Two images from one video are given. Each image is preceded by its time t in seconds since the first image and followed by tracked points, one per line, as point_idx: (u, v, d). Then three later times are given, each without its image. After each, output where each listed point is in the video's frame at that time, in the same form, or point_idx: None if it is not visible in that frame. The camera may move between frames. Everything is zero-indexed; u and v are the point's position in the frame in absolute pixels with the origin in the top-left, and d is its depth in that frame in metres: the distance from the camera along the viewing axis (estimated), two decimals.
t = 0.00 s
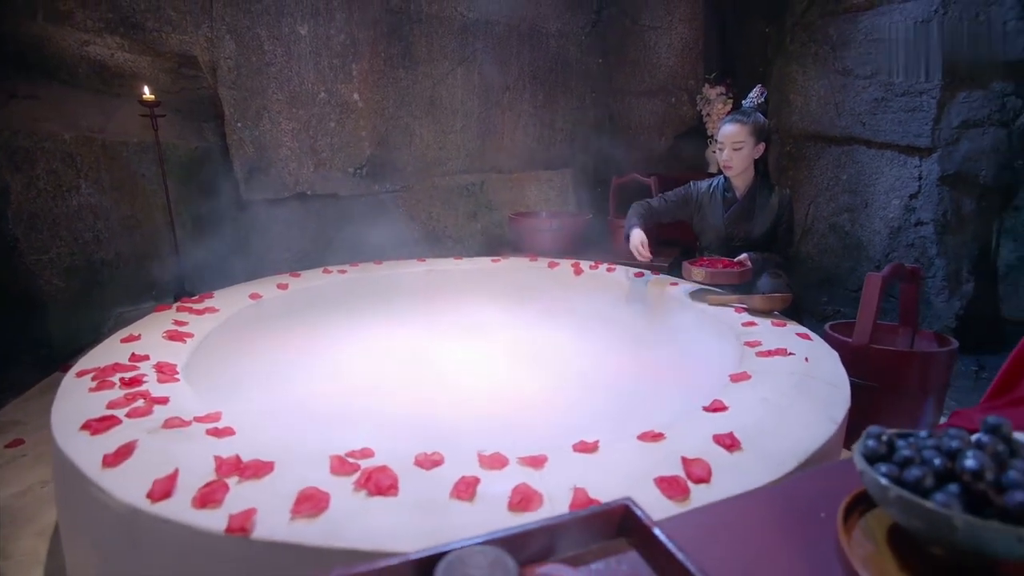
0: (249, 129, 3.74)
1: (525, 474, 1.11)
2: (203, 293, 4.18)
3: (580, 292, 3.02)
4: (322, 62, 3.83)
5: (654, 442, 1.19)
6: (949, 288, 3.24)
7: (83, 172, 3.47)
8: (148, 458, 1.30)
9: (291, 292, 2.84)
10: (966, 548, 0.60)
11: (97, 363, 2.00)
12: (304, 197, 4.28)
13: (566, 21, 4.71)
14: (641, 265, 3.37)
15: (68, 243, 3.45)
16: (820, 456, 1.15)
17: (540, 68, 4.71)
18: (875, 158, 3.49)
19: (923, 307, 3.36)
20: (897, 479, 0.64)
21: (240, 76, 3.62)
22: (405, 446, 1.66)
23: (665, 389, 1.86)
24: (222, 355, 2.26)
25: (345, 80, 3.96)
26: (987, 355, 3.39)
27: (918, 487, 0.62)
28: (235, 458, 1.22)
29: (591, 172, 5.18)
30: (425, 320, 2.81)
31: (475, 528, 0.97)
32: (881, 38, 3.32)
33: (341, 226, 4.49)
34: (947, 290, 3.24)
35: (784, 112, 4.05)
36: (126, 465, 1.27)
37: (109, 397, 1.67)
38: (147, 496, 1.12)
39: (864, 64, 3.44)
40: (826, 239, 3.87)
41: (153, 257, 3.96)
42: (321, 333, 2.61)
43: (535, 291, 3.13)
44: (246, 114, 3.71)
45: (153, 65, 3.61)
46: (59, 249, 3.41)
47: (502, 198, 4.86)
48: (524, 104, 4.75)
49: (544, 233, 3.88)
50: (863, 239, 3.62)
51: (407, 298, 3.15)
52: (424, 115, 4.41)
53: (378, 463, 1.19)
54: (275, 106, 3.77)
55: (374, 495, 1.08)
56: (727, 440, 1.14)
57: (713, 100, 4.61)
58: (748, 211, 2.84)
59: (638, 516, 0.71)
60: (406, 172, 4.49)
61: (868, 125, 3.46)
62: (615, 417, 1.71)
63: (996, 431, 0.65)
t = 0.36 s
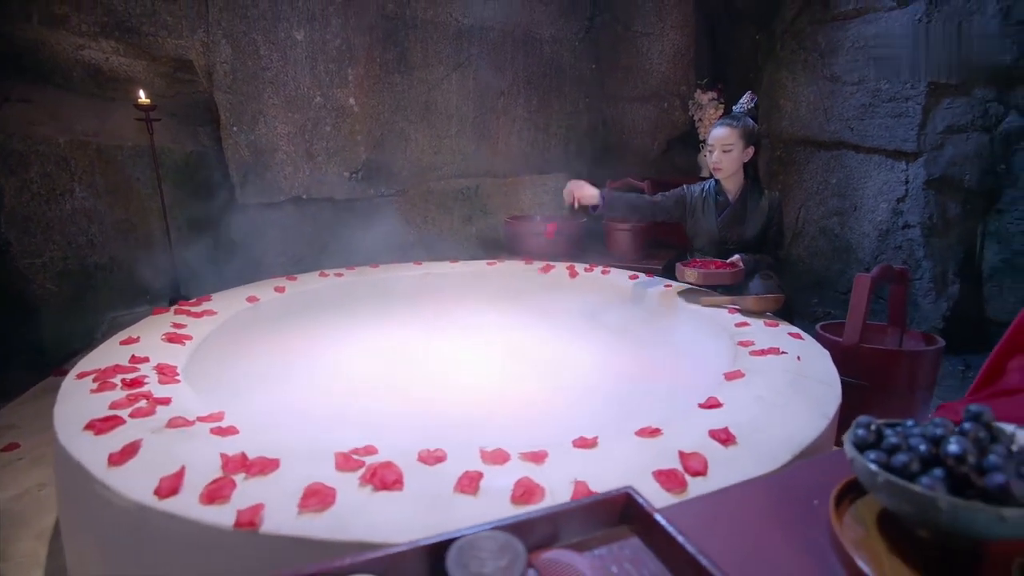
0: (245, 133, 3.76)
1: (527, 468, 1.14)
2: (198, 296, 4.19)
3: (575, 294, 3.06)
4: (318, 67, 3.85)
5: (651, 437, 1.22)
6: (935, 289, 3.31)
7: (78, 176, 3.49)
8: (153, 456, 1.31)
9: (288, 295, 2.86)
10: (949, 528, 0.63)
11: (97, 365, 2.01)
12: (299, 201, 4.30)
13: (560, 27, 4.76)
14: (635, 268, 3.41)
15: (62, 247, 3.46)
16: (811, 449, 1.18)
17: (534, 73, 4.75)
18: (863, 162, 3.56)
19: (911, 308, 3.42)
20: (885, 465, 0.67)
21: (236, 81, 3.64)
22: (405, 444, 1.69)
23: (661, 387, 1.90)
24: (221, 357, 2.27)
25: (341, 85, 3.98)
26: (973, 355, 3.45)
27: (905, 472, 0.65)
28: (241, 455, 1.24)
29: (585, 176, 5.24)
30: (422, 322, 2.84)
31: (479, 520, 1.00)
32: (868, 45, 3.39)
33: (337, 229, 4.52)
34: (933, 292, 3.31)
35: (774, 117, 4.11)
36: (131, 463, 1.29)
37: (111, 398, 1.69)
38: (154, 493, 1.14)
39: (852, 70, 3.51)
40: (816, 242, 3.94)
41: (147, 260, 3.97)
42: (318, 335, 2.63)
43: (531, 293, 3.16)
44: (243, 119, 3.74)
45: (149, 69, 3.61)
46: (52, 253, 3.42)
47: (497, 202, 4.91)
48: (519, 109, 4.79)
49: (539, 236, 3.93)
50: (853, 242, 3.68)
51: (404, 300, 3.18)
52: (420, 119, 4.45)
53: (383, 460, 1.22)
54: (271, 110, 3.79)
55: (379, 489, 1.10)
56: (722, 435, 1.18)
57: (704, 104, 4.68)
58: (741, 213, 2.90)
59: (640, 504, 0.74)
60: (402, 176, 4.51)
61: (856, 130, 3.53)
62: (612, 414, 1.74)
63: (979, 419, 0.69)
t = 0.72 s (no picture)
0: (239, 136, 3.77)
1: (528, 461, 1.17)
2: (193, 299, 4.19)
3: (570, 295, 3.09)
4: (313, 70, 3.88)
5: (648, 431, 1.26)
6: (922, 290, 3.37)
7: (70, 179, 3.49)
8: (159, 452, 1.34)
9: (285, 298, 2.88)
10: (934, 508, 0.66)
11: (96, 366, 2.02)
12: (294, 203, 4.31)
13: (553, 32, 4.81)
14: (629, 269, 3.46)
15: (54, 250, 3.45)
16: (804, 442, 1.22)
17: (527, 77, 4.80)
18: (851, 165, 3.62)
19: (898, 308, 3.48)
20: (874, 449, 0.71)
21: (231, 84, 3.66)
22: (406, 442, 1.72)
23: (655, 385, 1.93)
24: (219, 358, 2.29)
25: (336, 88, 4.01)
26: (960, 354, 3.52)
27: (892, 456, 0.69)
28: (246, 451, 1.26)
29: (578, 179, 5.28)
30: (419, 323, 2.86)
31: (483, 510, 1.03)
32: (854, 51, 3.46)
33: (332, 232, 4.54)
34: (920, 292, 3.37)
35: (764, 121, 4.18)
36: (136, 460, 1.31)
37: (113, 398, 1.70)
38: (162, 488, 1.16)
39: (840, 75, 3.58)
40: (806, 244, 4.00)
41: (141, 263, 3.97)
42: (315, 335, 2.64)
43: (526, 295, 3.19)
44: (237, 122, 3.74)
45: (143, 71, 3.62)
46: (43, 256, 3.40)
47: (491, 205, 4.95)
48: (513, 113, 4.83)
49: (534, 239, 3.97)
50: (842, 243, 3.74)
51: (400, 301, 3.20)
52: (414, 123, 4.48)
53: (386, 454, 1.24)
54: (265, 113, 3.81)
55: (385, 482, 1.13)
56: (717, 429, 1.22)
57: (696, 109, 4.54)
58: (730, 215, 2.94)
59: (642, 489, 0.77)
60: (397, 179, 4.54)
61: (844, 134, 3.59)
62: (609, 412, 1.77)
63: (959, 405, 0.73)
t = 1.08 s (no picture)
0: (234, 138, 3.78)
1: (530, 453, 1.21)
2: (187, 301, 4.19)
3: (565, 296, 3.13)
4: (308, 73, 3.90)
5: (646, 424, 1.30)
6: (908, 289, 3.43)
7: (62, 181, 3.48)
8: (165, 448, 1.36)
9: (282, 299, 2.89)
10: (921, 488, 0.70)
11: (96, 365, 2.03)
12: (288, 205, 4.33)
13: (546, 36, 4.85)
14: (623, 270, 3.51)
15: (46, 253, 3.44)
16: (796, 433, 1.27)
17: (521, 80, 4.85)
18: (839, 168, 3.70)
19: (886, 307, 3.54)
20: (864, 433, 0.75)
21: (225, 86, 3.67)
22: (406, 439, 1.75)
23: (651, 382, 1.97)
24: (217, 358, 2.30)
25: (331, 91, 4.03)
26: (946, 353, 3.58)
27: (881, 438, 0.73)
28: (253, 445, 1.28)
29: (570, 182, 5.33)
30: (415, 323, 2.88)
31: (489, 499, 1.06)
32: (840, 56, 3.54)
33: (326, 235, 4.55)
34: (907, 292, 3.43)
35: (755, 125, 4.27)
36: (143, 456, 1.33)
37: (116, 396, 1.71)
38: (170, 482, 1.18)
39: (827, 79, 3.66)
40: (795, 245, 4.07)
41: (134, 265, 3.97)
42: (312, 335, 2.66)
43: (521, 295, 3.22)
44: (232, 124, 3.75)
45: (137, 73, 3.62)
46: (35, 258, 3.39)
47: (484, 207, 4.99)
48: (506, 116, 4.88)
49: (528, 240, 4.00)
50: (831, 244, 3.81)
51: (396, 302, 3.23)
52: (408, 125, 4.51)
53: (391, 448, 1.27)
54: (260, 115, 3.82)
55: (391, 474, 1.16)
56: (713, 421, 1.26)
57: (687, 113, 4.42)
58: (710, 210, 3.05)
59: (643, 474, 0.80)
60: (391, 181, 4.56)
61: (832, 137, 3.67)
62: (605, 408, 1.81)
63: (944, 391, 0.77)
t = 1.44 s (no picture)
0: (226, 142, 3.78)
1: (531, 446, 1.24)
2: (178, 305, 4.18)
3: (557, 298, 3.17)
4: (301, 77, 3.92)
5: (641, 418, 1.34)
6: (892, 290, 3.49)
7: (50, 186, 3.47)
8: (169, 445, 1.38)
9: (276, 302, 2.90)
10: (904, 469, 0.74)
11: (94, 367, 2.04)
12: (280, 209, 4.34)
13: (537, 41, 4.90)
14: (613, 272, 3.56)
15: (35, 255, 3.43)
16: (785, 425, 1.31)
17: (512, 85, 4.90)
18: (824, 172, 3.79)
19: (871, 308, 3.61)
20: (850, 419, 0.80)
21: (218, 89, 3.68)
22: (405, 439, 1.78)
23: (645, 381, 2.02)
24: (213, 359, 2.32)
25: (324, 95, 4.05)
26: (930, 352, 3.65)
27: (867, 423, 0.77)
28: (258, 441, 1.30)
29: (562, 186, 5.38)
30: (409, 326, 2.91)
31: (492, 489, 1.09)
32: (825, 63, 3.65)
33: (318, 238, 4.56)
34: (890, 292, 3.50)
35: (742, 129, 4.35)
36: (147, 453, 1.34)
37: (117, 396, 1.73)
38: (176, 478, 1.19)
39: (812, 85, 3.76)
40: (783, 247, 4.14)
41: (125, 270, 3.97)
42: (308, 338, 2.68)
43: (514, 298, 3.26)
44: (224, 127, 3.76)
45: (129, 76, 3.61)
46: (24, 261, 3.37)
47: (476, 211, 5.04)
48: (498, 120, 4.93)
49: (520, 243, 4.04)
50: (817, 246, 3.89)
51: (390, 304, 3.25)
52: (401, 130, 4.54)
53: (393, 443, 1.29)
54: (253, 119, 3.84)
55: (395, 467, 1.18)
56: (706, 414, 1.30)
57: (677, 117, 4.60)
58: (692, 212, 3.21)
59: (641, 459, 0.84)
60: (383, 185, 4.58)
61: (817, 141, 3.76)
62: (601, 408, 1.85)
63: (924, 378, 0.82)
